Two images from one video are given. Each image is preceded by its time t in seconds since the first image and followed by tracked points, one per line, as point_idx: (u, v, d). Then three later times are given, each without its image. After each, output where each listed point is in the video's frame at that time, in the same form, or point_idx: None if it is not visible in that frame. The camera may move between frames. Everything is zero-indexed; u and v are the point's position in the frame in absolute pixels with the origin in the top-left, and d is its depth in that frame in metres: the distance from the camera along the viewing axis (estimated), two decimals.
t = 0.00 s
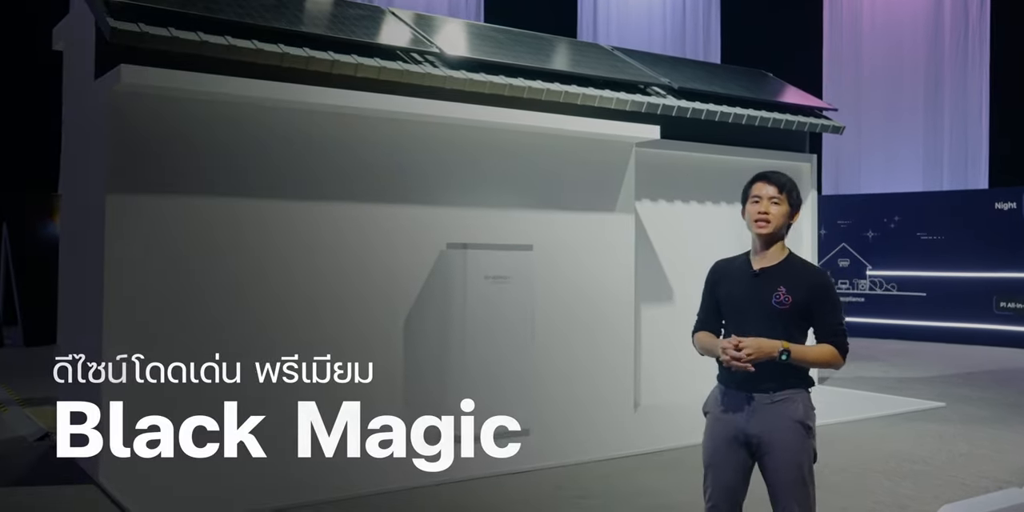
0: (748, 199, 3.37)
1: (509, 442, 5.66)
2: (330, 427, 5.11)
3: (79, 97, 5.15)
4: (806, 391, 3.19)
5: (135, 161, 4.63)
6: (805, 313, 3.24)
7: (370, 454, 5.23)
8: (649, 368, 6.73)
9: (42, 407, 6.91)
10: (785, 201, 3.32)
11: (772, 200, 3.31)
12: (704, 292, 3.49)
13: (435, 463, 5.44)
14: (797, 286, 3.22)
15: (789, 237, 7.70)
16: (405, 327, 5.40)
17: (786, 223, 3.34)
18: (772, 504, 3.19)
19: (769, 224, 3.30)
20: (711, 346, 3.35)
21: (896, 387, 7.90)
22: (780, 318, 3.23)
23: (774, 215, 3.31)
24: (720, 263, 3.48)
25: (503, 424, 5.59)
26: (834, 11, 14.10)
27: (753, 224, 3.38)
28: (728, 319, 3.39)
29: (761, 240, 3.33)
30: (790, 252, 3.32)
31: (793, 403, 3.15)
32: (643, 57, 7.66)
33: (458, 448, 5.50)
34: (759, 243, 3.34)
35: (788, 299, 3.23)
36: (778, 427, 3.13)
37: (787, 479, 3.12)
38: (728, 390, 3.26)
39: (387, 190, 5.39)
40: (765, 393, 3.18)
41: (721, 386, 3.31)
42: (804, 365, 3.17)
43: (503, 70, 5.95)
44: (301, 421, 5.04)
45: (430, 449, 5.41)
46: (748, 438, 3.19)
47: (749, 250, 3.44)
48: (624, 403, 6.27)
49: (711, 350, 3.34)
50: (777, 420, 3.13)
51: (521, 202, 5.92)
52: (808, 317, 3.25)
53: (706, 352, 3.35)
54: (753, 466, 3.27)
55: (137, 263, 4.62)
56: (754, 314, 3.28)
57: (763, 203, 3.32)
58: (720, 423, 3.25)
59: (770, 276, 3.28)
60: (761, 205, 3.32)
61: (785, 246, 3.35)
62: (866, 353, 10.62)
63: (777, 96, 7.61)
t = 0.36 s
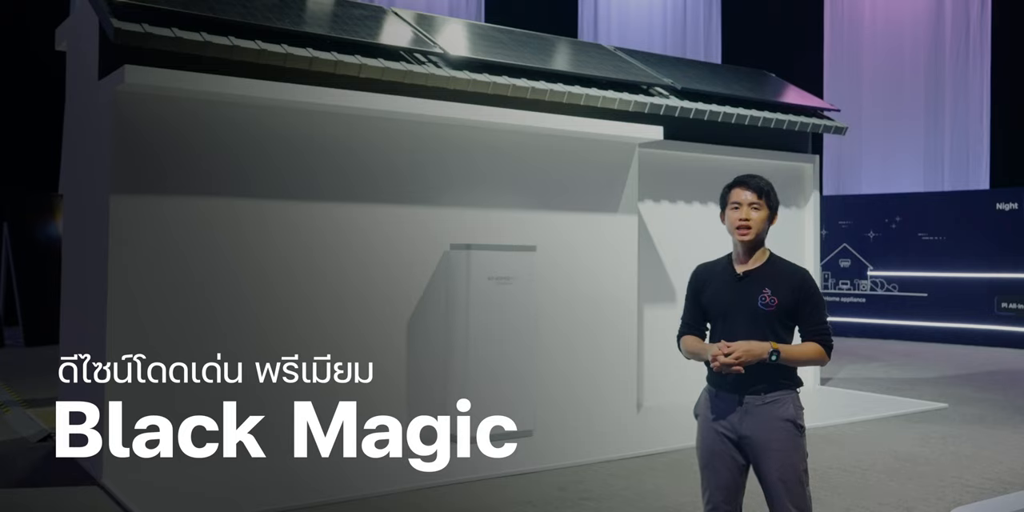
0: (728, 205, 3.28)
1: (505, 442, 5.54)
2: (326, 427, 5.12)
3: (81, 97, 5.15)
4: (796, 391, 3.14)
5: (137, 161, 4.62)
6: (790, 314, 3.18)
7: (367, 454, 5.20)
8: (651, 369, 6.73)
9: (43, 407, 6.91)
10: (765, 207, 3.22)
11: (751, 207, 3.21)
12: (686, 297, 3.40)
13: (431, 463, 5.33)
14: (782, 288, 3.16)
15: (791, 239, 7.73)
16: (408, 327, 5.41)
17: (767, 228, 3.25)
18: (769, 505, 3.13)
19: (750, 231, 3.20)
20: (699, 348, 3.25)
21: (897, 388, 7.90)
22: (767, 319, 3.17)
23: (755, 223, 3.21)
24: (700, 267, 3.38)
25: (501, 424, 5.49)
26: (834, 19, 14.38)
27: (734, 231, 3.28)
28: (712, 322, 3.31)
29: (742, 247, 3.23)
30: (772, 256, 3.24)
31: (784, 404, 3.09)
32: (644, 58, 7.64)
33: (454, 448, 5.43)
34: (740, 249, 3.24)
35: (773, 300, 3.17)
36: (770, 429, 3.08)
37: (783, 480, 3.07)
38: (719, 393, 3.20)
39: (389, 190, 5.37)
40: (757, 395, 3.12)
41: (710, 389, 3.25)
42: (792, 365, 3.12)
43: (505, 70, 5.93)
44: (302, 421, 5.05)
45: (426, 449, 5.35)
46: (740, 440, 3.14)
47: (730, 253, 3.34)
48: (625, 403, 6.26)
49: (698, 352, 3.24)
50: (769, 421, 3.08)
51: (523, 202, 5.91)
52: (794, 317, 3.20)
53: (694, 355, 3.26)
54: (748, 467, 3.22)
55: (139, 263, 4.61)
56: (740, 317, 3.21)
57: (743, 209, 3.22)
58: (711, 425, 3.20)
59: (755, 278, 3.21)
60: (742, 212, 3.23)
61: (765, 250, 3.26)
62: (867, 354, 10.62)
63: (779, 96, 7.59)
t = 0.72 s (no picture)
0: (717, 212, 3.25)
1: (506, 443, 5.49)
2: (326, 428, 5.12)
3: (84, 99, 5.15)
4: (792, 395, 3.14)
5: (138, 162, 4.61)
6: (784, 316, 3.15)
7: (367, 454, 5.18)
8: (653, 370, 6.73)
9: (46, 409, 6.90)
10: (756, 212, 3.20)
11: (743, 213, 3.19)
12: (678, 303, 3.34)
13: (431, 462, 5.27)
14: (777, 290, 3.14)
15: (793, 240, 7.72)
16: (411, 328, 5.41)
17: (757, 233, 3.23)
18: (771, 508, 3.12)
19: (743, 238, 3.18)
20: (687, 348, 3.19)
21: (900, 389, 7.89)
22: (763, 322, 3.12)
23: (747, 227, 3.19)
24: (690, 274, 3.34)
25: (501, 424, 5.47)
26: (835, 22, 14.49)
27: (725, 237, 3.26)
28: (704, 327, 3.26)
29: (735, 253, 3.21)
30: (764, 260, 3.21)
31: (781, 407, 3.10)
32: (647, 59, 7.64)
33: (454, 448, 5.43)
34: (733, 255, 3.21)
35: (769, 302, 3.13)
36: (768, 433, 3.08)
37: (785, 483, 3.07)
38: (716, 398, 3.19)
39: (393, 192, 5.37)
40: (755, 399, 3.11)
41: (707, 395, 3.23)
42: (786, 366, 3.11)
43: (509, 71, 5.91)
44: (302, 420, 5.04)
45: (426, 449, 5.32)
46: (739, 445, 3.14)
47: (721, 259, 3.31)
48: (628, 405, 6.25)
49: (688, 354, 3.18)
50: (768, 425, 3.08)
51: (527, 204, 5.90)
52: (788, 320, 3.16)
53: (682, 359, 3.21)
54: (747, 472, 3.21)
55: (140, 264, 4.60)
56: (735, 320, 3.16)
57: (734, 215, 3.20)
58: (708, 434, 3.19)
59: (750, 280, 3.17)
60: (733, 218, 3.20)
61: (758, 255, 3.24)
62: (870, 355, 10.62)
63: (781, 97, 7.57)
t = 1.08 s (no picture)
0: (730, 215, 3.25)
1: (506, 443, 5.50)
2: (326, 428, 5.10)
3: (87, 99, 5.15)
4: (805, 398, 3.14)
5: (140, 163, 4.60)
6: (800, 318, 3.16)
7: (367, 454, 5.18)
8: (656, 372, 6.71)
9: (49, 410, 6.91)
10: (768, 215, 3.21)
11: (756, 215, 3.20)
12: (691, 309, 3.34)
13: (431, 462, 5.28)
14: (793, 292, 3.15)
15: (796, 241, 7.72)
16: (415, 330, 5.40)
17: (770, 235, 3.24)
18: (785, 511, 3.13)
19: (758, 240, 3.18)
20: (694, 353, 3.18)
21: (903, 391, 7.88)
22: (781, 325, 3.13)
23: (761, 230, 3.20)
24: (702, 279, 3.34)
25: (501, 424, 5.46)
26: (836, 22, 14.53)
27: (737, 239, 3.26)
28: (719, 332, 3.25)
29: (749, 255, 3.21)
30: (777, 265, 3.22)
31: (795, 412, 3.10)
32: (649, 60, 7.65)
33: (454, 448, 5.42)
34: (745, 258, 3.22)
35: (786, 305, 3.13)
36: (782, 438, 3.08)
37: (799, 487, 3.08)
38: (730, 403, 3.18)
39: (395, 193, 5.36)
40: (771, 403, 3.11)
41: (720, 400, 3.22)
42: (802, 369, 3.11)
43: (513, 72, 5.91)
44: (302, 420, 5.02)
45: (426, 449, 5.32)
46: (752, 449, 3.14)
47: (733, 264, 3.31)
48: (632, 407, 6.25)
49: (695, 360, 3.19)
50: (782, 430, 3.08)
51: (530, 205, 5.90)
52: (804, 323, 3.18)
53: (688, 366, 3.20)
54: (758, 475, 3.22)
55: (142, 265, 4.59)
56: (753, 324, 3.16)
57: (747, 218, 3.20)
58: (720, 438, 3.18)
59: (767, 283, 3.18)
60: (746, 221, 3.21)
61: (770, 258, 3.24)
62: (872, 356, 10.61)
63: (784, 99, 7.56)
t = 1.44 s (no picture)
0: (745, 209, 3.33)
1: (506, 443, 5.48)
2: (326, 428, 5.06)
3: (91, 100, 5.14)
4: (822, 401, 3.19)
5: (140, 163, 4.59)
6: (815, 320, 3.20)
7: (367, 454, 5.14)
8: (660, 372, 6.70)
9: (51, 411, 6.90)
10: (784, 210, 3.29)
11: (770, 209, 3.27)
12: (706, 308, 3.41)
13: (431, 462, 5.28)
14: (807, 293, 3.20)
15: (799, 241, 7.70)
16: (418, 331, 5.38)
17: (785, 231, 3.31)
18: None
19: (771, 233, 3.26)
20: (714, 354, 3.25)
21: (906, 391, 7.87)
22: (794, 326, 3.18)
23: (775, 223, 3.27)
24: (717, 278, 3.40)
25: (501, 424, 5.44)
26: (838, 21, 14.46)
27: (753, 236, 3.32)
28: (733, 332, 3.32)
29: (762, 249, 3.28)
30: (793, 263, 3.27)
31: (812, 414, 3.14)
32: (652, 60, 7.64)
33: (454, 449, 5.37)
34: (761, 252, 3.29)
35: (800, 306, 3.19)
36: (798, 440, 3.11)
37: (813, 490, 3.09)
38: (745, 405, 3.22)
39: (398, 194, 5.34)
40: (785, 406, 3.16)
41: (734, 401, 3.27)
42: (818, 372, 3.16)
43: (516, 72, 5.90)
44: (302, 421, 4.99)
45: (426, 448, 5.29)
46: (768, 451, 3.17)
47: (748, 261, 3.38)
48: (635, 407, 6.23)
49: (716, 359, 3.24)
50: (798, 432, 3.12)
51: (534, 205, 5.89)
52: (818, 325, 3.22)
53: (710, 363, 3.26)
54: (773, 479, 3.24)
55: (144, 265, 4.58)
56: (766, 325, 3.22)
57: (761, 212, 3.28)
58: (735, 439, 3.23)
59: (781, 283, 3.23)
60: (760, 214, 3.28)
61: (786, 255, 3.31)
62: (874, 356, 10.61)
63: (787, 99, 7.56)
